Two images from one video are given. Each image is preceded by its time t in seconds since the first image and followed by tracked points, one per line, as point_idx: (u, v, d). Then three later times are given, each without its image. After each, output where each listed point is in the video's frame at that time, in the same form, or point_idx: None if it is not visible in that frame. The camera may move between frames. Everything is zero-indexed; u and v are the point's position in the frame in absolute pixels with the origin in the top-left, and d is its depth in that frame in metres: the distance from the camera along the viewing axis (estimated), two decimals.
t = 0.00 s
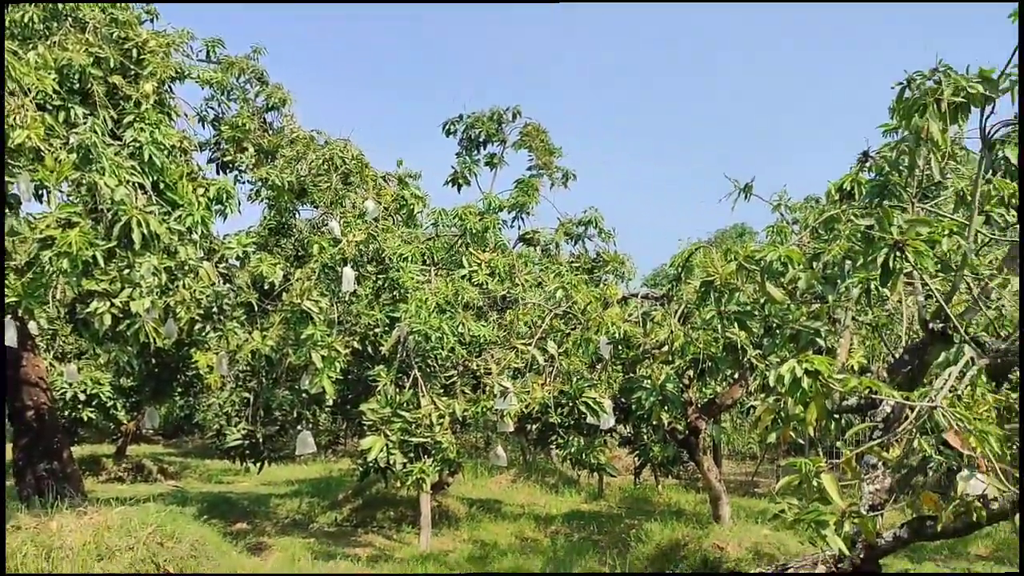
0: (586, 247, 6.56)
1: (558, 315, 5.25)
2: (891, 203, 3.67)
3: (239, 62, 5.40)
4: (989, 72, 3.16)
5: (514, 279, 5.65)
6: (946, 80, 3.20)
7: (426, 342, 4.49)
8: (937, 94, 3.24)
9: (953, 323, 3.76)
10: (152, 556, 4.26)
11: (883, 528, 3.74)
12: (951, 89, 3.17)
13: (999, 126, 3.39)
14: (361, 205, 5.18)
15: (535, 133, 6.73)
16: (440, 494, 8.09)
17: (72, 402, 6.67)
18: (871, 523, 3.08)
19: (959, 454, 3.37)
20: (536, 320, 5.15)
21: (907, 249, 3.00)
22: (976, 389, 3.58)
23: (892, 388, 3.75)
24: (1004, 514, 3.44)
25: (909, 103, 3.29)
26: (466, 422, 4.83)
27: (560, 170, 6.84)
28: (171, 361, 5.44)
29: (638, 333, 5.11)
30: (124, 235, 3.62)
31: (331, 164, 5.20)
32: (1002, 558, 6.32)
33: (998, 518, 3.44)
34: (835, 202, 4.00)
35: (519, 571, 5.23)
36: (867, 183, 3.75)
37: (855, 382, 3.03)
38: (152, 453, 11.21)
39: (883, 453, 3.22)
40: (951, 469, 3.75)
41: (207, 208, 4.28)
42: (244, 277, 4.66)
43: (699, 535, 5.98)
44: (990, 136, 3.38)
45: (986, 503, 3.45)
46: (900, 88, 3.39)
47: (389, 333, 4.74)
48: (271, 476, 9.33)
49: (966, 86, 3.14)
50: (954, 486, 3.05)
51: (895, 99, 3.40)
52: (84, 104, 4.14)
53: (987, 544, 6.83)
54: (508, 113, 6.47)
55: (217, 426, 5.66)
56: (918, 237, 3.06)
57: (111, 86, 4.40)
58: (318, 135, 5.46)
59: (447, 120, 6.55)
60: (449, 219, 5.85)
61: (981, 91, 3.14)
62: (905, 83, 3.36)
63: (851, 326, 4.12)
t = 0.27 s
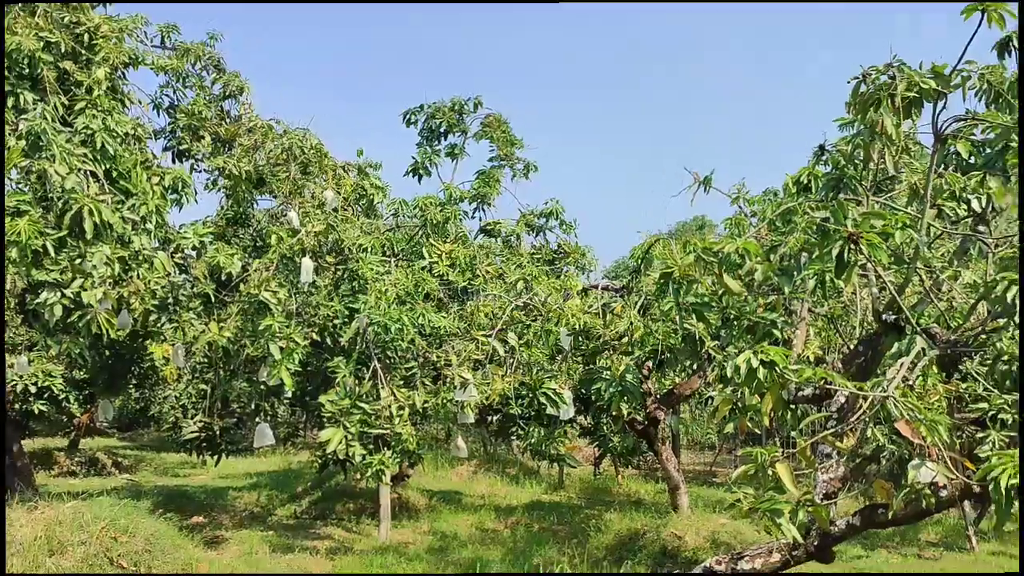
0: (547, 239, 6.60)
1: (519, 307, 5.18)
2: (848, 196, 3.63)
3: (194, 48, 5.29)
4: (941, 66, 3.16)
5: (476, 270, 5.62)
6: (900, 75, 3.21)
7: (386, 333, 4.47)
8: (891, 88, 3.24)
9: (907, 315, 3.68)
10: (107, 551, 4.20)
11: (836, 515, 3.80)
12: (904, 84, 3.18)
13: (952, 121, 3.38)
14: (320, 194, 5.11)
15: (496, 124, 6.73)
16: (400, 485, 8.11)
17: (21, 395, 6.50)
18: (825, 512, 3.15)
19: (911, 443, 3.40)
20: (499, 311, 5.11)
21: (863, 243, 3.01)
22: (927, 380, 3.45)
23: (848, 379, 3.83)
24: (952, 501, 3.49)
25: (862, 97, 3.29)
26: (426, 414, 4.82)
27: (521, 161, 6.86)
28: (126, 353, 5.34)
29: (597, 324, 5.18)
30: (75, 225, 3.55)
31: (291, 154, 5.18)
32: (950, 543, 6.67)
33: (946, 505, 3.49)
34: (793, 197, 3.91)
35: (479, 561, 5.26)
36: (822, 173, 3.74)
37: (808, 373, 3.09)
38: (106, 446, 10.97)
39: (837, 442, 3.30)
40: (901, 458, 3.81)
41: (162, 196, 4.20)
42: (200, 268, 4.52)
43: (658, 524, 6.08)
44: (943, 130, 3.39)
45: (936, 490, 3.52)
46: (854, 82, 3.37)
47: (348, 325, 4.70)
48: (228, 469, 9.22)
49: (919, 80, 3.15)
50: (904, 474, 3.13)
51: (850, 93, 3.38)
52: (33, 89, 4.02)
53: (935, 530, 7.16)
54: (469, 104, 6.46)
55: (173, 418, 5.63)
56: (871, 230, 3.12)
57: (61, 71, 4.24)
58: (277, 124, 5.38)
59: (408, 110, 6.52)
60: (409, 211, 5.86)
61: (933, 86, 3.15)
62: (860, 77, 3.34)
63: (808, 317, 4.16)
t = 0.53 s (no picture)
0: (512, 231, 6.62)
1: (483, 299, 5.27)
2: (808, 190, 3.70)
3: (154, 36, 5.18)
4: (899, 62, 3.26)
5: (440, 263, 5.69)
6: (859, 71, 3.27)
7: (349, 326, 4.45)
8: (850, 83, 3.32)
9: (866, 307, 3.69)
10: (64, 547, 4.14)
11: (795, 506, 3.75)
12: (863, 79, 3.23)
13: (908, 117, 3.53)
14: (283, 186, 5.11)
15: (461, 116, 6.72)
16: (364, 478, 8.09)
17: None
18: (784, 502, 3.22)
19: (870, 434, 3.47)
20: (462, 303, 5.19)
21: (822, 235, 3.08)
22: (885, 371, 3.52)
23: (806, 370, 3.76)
24: (907, 491, 3.48)
25: (823, 92, 3.35)
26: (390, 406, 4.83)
27: (486, 153, 6.87)
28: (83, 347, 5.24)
29: (561, 316, 5.21)
30: (30, 215, 3.47)
31: (252, 144, 5.15)
32: (906, 531, 6.92)
33: (902, 495, 3.47)
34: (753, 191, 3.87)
35: (443, 554, 5.28)
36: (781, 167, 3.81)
37: (769, 364, 3.16)
38: (62, 441, 10.73)
39: (797, 433, 3.40)
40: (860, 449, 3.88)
41: (119, 185, 4.12)
42: (160, 260, 4.47)
43: (621, 516, 6.17)
44: (899, 126, 3.53)
45: (891, 479, 3.50)
46: (815, 76, 3.44)
47: (311, 317, 4.65)
48: (190, 463, 9.10)
49: (877, 75, 3.21)
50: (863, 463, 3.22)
51: (811, 88, 3.46)
52: None
53: (891, 518, 7.40)
54: (434, 96, 6.45)
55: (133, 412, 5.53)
56: (831, 224, 3.18)
57: (15, 58, 4.12)
58: (238, 114, 5.30)
59: (372, 102, 6.48)
60: (374, 202, 5.80)
61: (892, 81, 3.22)
62: (821, 71, 3.42)
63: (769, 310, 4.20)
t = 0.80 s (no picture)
0: (482, 225, 6.63)
1: (451, 292, 5.29)
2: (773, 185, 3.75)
3: (118, 25, 5.10)
4: (861, 60, 3.34)
5: (409, 257, 5.69)
6: (823, 67, 3.31)
7: (317, 320, 4.43)
8: (815, 80, 3.34)
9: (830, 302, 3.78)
10: (25, 544, 4.10)
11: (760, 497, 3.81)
12: (827, 76, 3.27)
13: (873, 113, 3.56)
14: (249, 178, 5.05)
15: (430, 109, 6.71)
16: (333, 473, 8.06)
17: None
18: (748, 493, 3.28)
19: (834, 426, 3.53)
20: (431, 298, 5.21)
21: (787, 230, 3.12)
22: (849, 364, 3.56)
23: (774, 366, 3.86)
24: (869, 482, 3.53)
25: (789, 87, 3.37)
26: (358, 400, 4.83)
27: (455, 147, 6.86)
28: (45, 341, 5.15)
29: (530, 310, 5.23)
30: None
31: (218, 137, 5.06)
32: (869, 522, 7.11)
33: (863, 486, 3.53)
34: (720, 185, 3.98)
35: (411, 548, 5.29)
36: (748, 162, 3.85)
37: (732, 358, 3.22)
38: (24, 436, 10.52)
39: (761, 426, 3.47)
40: (824, 441, 3.95)
41: (81, 177, 4.05)
42: (125, 253, 4.40)
43: (590, 509, 6.25)
44: (863, 122, 3.54)
45: (854, 471, 3.58)
46: (781, 72, 3.42)
47: (278, 311, 4.61)
48: (155, 458, 8.99)
49: (841, 72, 3.25)
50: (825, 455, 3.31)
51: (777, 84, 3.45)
52: None
53: (855, 510, 7.58)
54: (403, 88, 6.42)
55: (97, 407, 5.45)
56: (794, 219, 3.24)
57: None
58: (204, 106, 5.24)
59: (340, 94, 6.43)
60: (343, 195, 5.76)
61: (854, 78, 3.28)
62: (785, 68, 3.40)
63: (735, 304, 4.26)
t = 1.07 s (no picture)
0: (456, 219, 6.63)
1: (424, 287, 5.30)
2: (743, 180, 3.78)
3: (85, 16, 5.00)
4: (831, 57, 3.41)
5: (382, 251, 5.68)
6: (793, 63, 3.35)
7: (289, 315, 4.40)
8: (784, 76, 3.39)
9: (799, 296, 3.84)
10: None
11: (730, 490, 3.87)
12: (796, 72, 3.32)
13: (842, 109, 3.63)
14: (221, 172, 5.07)
15: (404, 102, 6.68)
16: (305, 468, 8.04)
17: None
18: (718, 486, 3.34)
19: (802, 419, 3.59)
20: (404, 293, 5.21)
21: (756, 225, 3.19)
22: (818, 358, 3.63)
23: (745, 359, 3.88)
24: (837, 475, 3.59)
25: (760, 83, 3.41)
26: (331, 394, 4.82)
27: (429, 141, 6.86)
28: (11, 336, 5.07)
29: (503, 305, 5.24)
30: None
31: (189, 129, 5.03)
32: (838, 514, 7.26)
33: (831, 479, 3.59)
34: (692, 180, 4.03)
35: (384, 543, 5.31)
36: (719, 158, 3.89)
37: (702, 352, 3.27)
38: None
39: (731, 420, 3.53)
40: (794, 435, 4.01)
41: (48, 170, 3.97)
42: (92, 248, 4.25)
43: (563, 502, 6.31)
44: (833, 117, 3.64)
45: (822, 464, 3.64)
46: (751, 68, 3.49)
47: (249, 306, 4.57)
48: (125, 454, 8.89)
49: (810, 69, 3.30)
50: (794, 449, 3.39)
51: (747, 81, 3.50)
52: None
53: (825, 502, 7.73)
54: (376, 82, 6.40)
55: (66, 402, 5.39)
56: (764, 214, 3.29)
57: None
58: (174, 99, 5.18)
59: (312, 87, 6.38)
60: (315, 189, 5.75)
61: (823, 74, 3.34)
62: (756, 64, 3.46)
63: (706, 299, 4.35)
